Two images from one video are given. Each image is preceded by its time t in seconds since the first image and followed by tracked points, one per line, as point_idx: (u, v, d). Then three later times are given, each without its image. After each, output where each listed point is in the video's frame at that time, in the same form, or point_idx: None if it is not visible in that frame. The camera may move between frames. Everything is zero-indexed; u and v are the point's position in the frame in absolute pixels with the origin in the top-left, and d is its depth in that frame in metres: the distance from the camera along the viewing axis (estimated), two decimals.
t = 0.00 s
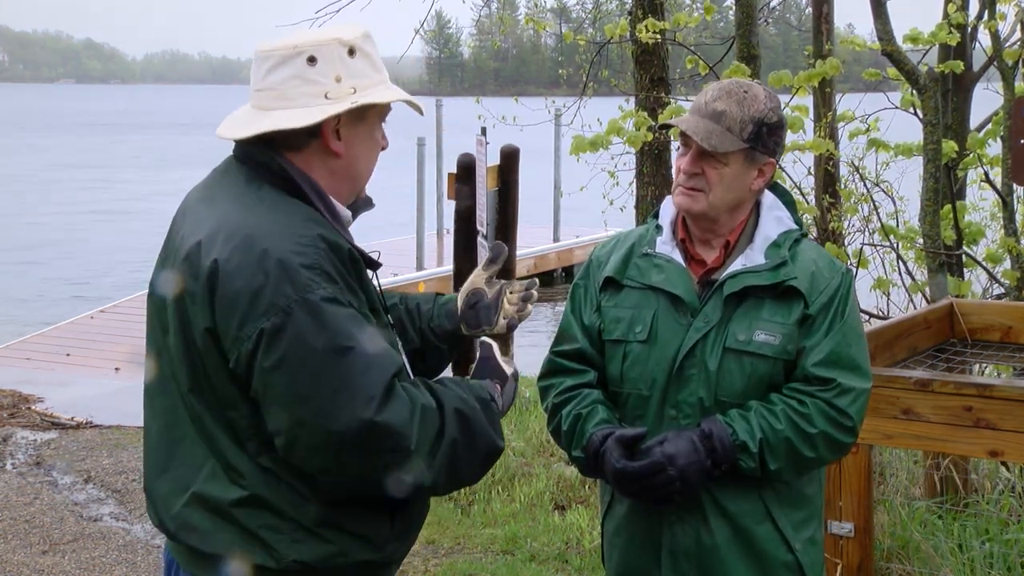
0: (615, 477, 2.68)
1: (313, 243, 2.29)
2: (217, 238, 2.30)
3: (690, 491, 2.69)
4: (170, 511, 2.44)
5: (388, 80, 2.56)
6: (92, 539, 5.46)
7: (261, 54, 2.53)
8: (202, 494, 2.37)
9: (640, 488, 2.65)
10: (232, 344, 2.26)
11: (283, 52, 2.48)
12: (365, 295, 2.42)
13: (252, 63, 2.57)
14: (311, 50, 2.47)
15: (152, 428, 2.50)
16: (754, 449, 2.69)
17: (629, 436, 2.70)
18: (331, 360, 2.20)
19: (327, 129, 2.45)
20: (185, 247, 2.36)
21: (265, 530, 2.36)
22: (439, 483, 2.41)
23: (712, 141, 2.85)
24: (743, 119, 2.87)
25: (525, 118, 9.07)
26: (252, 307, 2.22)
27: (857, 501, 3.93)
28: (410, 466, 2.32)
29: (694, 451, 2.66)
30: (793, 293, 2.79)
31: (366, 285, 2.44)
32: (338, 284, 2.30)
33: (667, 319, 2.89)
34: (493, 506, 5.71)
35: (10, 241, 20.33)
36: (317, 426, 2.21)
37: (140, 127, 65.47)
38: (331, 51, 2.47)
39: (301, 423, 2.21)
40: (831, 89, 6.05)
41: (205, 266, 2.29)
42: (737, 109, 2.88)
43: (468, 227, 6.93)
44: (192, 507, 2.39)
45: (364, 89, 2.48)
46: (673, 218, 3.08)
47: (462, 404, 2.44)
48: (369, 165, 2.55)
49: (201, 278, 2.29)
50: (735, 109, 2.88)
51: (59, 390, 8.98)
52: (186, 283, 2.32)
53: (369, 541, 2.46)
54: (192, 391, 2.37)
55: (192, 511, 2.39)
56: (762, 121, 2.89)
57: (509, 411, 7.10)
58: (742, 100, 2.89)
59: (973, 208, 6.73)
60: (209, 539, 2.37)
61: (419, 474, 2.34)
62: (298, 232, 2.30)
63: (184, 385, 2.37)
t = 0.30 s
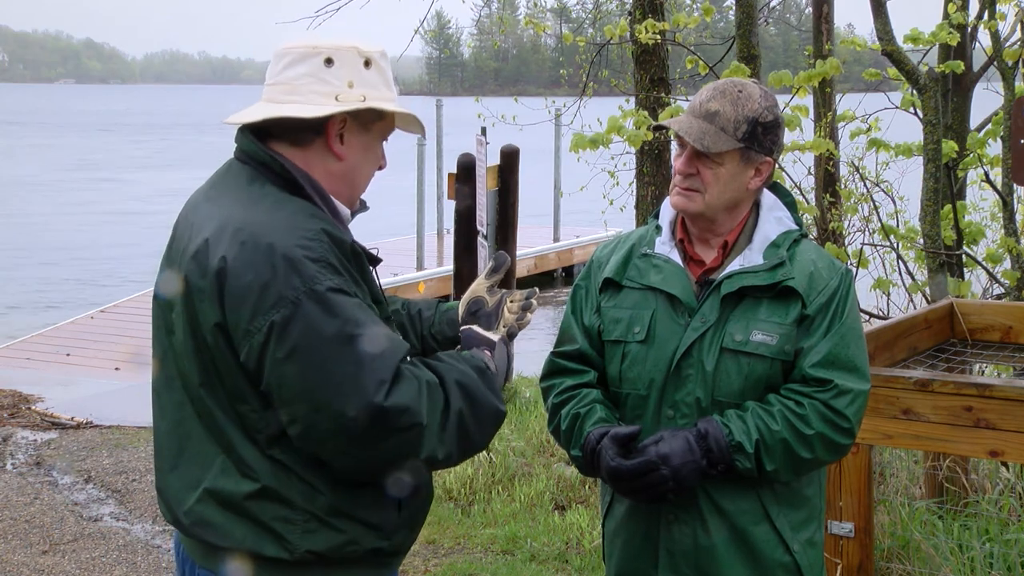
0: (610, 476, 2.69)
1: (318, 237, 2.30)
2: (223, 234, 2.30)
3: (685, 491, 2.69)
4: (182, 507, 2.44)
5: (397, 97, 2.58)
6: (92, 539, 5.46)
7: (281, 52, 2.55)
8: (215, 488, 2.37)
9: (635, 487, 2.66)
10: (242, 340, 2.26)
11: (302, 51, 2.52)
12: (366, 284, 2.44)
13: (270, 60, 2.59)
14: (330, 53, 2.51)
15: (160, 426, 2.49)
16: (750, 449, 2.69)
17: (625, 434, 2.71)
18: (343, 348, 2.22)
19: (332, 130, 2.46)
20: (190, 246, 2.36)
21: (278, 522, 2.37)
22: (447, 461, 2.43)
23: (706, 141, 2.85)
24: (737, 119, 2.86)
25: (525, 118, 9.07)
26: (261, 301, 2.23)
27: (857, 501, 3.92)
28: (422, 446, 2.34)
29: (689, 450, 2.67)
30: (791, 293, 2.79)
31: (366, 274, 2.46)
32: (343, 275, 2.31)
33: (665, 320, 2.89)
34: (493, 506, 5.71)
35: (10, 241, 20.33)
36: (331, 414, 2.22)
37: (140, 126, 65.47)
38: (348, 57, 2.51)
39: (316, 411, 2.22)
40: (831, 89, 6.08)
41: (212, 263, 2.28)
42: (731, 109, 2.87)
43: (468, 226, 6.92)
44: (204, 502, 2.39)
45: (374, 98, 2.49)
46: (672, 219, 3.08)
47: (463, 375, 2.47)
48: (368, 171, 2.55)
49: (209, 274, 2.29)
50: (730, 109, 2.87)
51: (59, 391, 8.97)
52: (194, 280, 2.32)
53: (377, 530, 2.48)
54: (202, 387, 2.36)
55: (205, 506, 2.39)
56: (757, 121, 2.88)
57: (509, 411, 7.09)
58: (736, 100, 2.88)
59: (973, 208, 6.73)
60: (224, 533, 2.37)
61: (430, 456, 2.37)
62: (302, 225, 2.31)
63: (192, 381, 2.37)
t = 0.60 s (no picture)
0: (605, 475, 2.70)
1: (344, 230, 2.34)
2: (247, 227, 2.33)
3: (679, 491, 2.70)
4: (200, 499, 2.43)
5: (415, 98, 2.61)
6: (92, 539, 5.46)
7: (300, 53, 2.57)
8: (236, 478, 2.38)
9: (630, 486, 2.67)
10: (270, 330, 2.28)
11: (322, 51, 2.54)
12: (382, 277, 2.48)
13: (289, 60, 2.61)
14: (350, 54, 2.53)
15: (175, 420, 2.49)
16: (744, 451, 2.69)
17: (619, 434, 2.72)
18: (375, 336, 2.27)
19: (352, 130, 2.49)
20: (211, 238, 2.37)
21: (301, 512, 2.38)
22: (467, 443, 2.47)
23: (699, 142, 2.85)
24: (732, 119, 2.86)
25: (524, 118, 9.07)
26: (291, 292, 2.26)
27: (857, 501, 3.92)
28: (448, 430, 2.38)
29: (683, 450, 2.67)
30: (786, 294, 2.78)
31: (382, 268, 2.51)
32: (367, 267, 2.36)
33: (662, 320, 2.89)
34: (493, 506, 5.72)
35: (10, 241, 20.32)
36: (362, 401, 2.27)
37: (140, 127, 65.47)
38: (367, 58, 2.53)
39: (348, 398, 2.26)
40: (831, 89, 6.08)
41: (238, 255, 2.30)
42: (725, 109, 2.87)
43: (468, 226, 6.92)
44: (225, 493, 2.40)
45: (393, 99, 2.51)
46: (670, 219, 3.08)
47: (475, 356, 2.48)
48: (386, 172, 2.58)
49: (234, 265, 2.31)
50: (724, 109, 2.87)
51: (59, 391, 8.97)
52: (216, 272, 2.33)
53: (394, 520, 2.49)
54: (222, 377, 2.37)
55: (225, 497, 2.39)
56: (751, 121, 2.88)
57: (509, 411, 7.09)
58: (730, 100, 2.88)
59: (973, 208, 6.73)
60: (246, 523, 2.38)
61: (453, 439, 2.40)
62: (328, 218, 2.35)
63: (213, 373, 2.37)
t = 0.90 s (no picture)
0: (603, 472, 2.71)
1: (387, 231, 2.29)
2: (287, 229, 2.26)
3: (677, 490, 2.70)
4: (236, 506, 2.37)
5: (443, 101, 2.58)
6: (92, 539, 5.46)
7: (331, 51, 2.53)
8: (275, 484, 2.33)
9: (628, 484, 2.67)
10: (317, 334, 2.23)
11: (356, 50, 2.49)
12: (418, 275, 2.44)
13: (318, 58, 2.57)
14: (384, 55, 2.49)
15: (208, 423, 2.43)
16: (746, 452, 2.69)
17: (617, 432, 2.72)
18: (429, 337, 2.22)
19: (384, 131, 2.43)
20: (249, 241, 2.30)
21: (342, 517, 2.33)
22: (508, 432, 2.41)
23: (701, 142, 2.85)
24: (733, 119, 2.86)
25: (525, 118, 9.07)
26: (340, 296, 2.21)
27: (857, 501, 3.92)
28: (499, 426, 2.34)
29: (684, 449, 2.67)
30: (787, 295, 2.78)
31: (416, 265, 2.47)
32: (411, 267, 2.31)
33: (661, 321, 2.89)
34: (493, 506, 5.72)
35: (10, 241, 20.33)
36: (417, 403, 2.23)
37: (140, 126, 65.47)
38: (401, 59, 2.50)
39: (402, 400, 2.22)
40: (831, 89, 6.09)
41: (282, 259, 2.24)
42: (726, 110, 2.87)
43: (468, 226, 6.92)
44: (265, 499, 2.34)
45: (425, 101, 2.48)
46: (669, 220, 3.08)
47: (510, 343, 2.40)
48: (415, 173, 2.53)
49: (275, 268, 2.24)
50: (725, 109, 2.87)
51: (59, 391, 8.97)
52: (257, 275, 2.26)
53: (433, 522, 2.44)
54: (262, 383, 2.30)
55: (265, 504, 2.34)
56: (752, 122, 2.88)
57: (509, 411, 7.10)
58: (731, 100, 2.88)
59: (973, 208, 6.74)
60: (288, 529, 2.33)
61: (502, 433, 2.36)
62: (372, 218, 2.30)
63: (251, 379, 2.31)
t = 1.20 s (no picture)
0: (607, 474, 2.70)
1: (431, 234, 2.27)
2: (329, 232, 2.23)
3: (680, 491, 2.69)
4: (269, 516, 2.32)
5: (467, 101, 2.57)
6: (92, 539, 5.46)
7: (359, 50, 2.51)
8: (311, 493, 2.28)
9: (634, 485, 2.67)
10: (366, 339, 2.19)
11: (385, 50, 2.47)
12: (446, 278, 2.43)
13: (342, 56, 2.54)
14: (413, 54, 2.47)
15: (237, 429, 2.37)
16: (749, 451, 2.69)
17: (621, 432, 2.70)
18: (479, 339, 2.22)
19: (414, 131, 2.42)
20: (288, 244, 2.25)
21: (378, 526, 2.30)
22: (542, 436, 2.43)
23: (706, 142, 2.84)
24: (737, 119, 2.86)
25: (525, 118, 9.07)
26: (388, 300, 2.18)
27: (857, 501, 3.92)
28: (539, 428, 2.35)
29: (687, 450, 2.67)
30: (789, 294, 2.77)
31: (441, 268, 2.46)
32: (452, 270, 2.30)
33: (662, 320, 2.89)
34: (493, 506, 5.72)
35: (9, 241, 20.33)
36: (464, 406, 2.22)
37: (140, 126, 65.47)
38: (429, 60, 2.48)
39: (453, 403, 2.21)
40: (831, 89, 6.10)
41: (326, 263, 2.20)
42: (731, 109, 2.87)
43: (469, 226, 6.94)
44: (301, 508, 2.30)
45: (452, 102, 2.47)
46: (670, 218, 3.07)
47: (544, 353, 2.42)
48: (440, 172, 2.53)
49: (319, 272, 2.20)
50: (730, 109, 2.87)
51: (58, 391, 8.97)
52: (300, 279, 2.22)
53: (460, 527, 2.43)
54: (303, 389, 2.25)
55: (301, 513, 2.29)
56: (757, 121, 2.88)
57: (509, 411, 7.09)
58: (736, 100, 2.88)
59: (973, 208, 6.74)
60: (324, 539, 2.29)
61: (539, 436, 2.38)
62: (414, 221, 2.28)
63: (290, 386, 2.26)
